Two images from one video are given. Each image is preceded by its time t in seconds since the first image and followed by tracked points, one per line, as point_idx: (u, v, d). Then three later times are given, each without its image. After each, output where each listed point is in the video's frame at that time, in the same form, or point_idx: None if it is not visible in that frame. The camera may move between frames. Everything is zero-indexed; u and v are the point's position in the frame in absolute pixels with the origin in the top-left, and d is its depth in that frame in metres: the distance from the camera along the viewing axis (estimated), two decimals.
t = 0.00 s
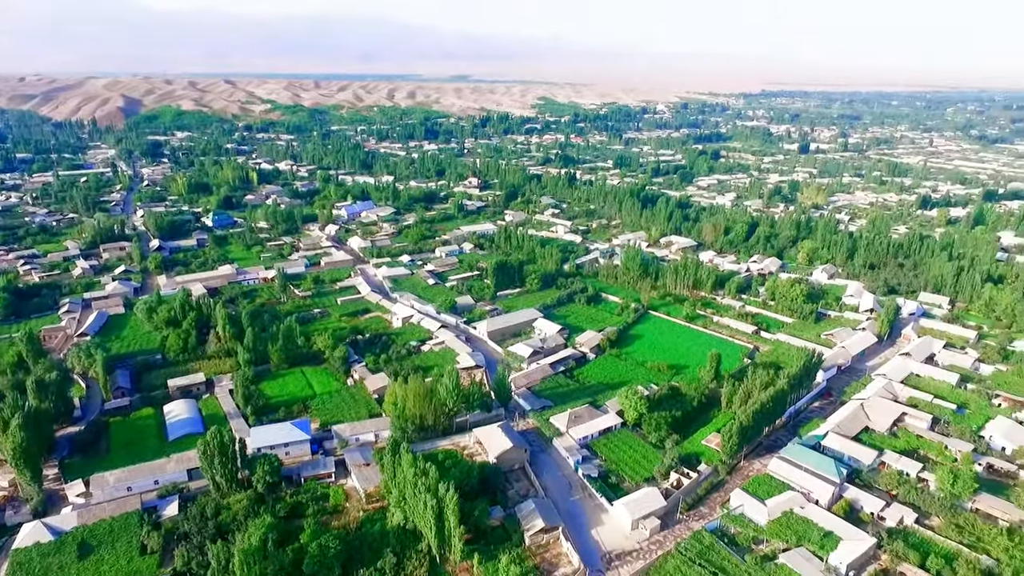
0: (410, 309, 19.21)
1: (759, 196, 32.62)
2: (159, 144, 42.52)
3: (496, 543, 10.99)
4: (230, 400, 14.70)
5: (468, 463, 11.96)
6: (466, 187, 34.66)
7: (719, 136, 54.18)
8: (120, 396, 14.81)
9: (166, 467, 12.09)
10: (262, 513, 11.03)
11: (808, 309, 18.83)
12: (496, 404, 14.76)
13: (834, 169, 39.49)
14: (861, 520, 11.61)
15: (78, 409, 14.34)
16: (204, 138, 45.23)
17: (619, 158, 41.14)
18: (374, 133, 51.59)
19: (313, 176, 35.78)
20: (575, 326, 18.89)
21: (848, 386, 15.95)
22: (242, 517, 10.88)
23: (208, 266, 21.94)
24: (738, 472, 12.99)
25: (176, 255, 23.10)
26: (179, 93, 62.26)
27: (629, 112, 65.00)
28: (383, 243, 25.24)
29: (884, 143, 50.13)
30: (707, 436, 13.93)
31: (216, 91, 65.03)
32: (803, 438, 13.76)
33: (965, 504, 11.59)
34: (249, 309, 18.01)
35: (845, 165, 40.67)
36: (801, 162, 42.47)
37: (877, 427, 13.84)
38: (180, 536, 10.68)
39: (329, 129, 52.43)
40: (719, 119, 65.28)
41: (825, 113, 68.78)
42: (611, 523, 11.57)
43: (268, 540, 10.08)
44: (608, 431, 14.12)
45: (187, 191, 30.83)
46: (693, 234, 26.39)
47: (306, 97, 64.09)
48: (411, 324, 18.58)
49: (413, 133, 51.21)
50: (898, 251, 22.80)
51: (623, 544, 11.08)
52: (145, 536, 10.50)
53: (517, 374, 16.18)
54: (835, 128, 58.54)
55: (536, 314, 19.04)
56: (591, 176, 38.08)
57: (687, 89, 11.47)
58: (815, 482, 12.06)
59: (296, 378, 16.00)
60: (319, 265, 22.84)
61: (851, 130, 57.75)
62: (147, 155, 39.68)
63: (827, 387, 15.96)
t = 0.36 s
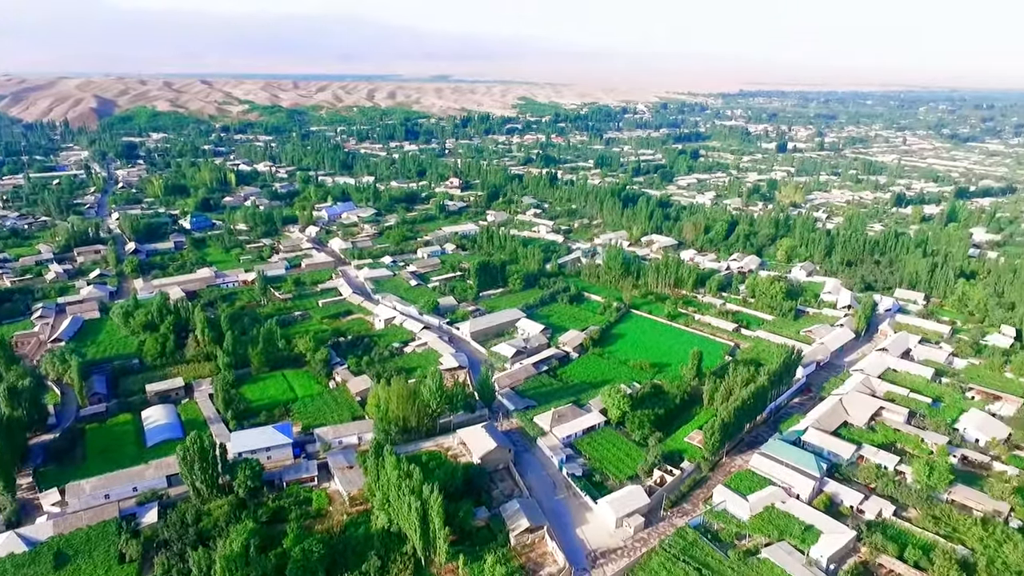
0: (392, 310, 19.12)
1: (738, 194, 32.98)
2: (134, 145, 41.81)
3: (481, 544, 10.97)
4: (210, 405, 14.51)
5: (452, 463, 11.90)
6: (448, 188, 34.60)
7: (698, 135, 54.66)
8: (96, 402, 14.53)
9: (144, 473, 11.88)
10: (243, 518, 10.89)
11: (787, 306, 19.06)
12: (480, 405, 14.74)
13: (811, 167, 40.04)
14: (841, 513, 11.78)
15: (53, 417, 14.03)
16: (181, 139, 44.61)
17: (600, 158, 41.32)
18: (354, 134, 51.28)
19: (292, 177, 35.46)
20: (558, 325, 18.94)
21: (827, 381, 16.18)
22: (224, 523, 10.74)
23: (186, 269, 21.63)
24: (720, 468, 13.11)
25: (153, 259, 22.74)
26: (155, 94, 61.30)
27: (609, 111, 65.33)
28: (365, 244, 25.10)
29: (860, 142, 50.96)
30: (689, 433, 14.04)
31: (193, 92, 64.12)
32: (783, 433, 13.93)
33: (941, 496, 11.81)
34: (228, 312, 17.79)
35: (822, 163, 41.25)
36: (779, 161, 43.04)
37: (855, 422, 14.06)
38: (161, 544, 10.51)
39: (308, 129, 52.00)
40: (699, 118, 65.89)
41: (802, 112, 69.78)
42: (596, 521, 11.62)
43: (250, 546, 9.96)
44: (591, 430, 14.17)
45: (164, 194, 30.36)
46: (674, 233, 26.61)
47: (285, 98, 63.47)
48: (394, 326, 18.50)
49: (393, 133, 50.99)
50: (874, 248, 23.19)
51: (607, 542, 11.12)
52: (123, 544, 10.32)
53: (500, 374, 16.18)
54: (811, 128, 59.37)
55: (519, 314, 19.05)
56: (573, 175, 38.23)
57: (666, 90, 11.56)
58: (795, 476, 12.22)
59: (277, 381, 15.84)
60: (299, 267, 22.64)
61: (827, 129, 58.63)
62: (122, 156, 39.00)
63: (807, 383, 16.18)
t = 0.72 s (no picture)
0: (375, 311, 19.02)
1: (718, 193, 33.30)
2: (109, 146, 41.08)
3: (466, 545, 10.94)
4: (190, 409, 14.31)
5: (437, 464, 11.85)
6: (429, 188, 34.51)
7: (678, 134, 55.09)
8: (72, 408, 14.24)
9: (123, 480, 11.68)
10: (225, 524, 10.74)
11: (767, 304, 19.29)
12: (464, 405, 14.70)
13: (790, 166, 40.56)
14: (821, 507, 11.94)
15: (27, 423, 13.73)
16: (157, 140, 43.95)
17: (582, 157, 41.45)
18: (334, 134, 50.91)
19: (272, 178, 35.10)
20: (542, 325, 18.96)
21: (807, 377, 16.40)
22: (205, 528, 10.60)
23: (164, 272, 21.32)
24: (703, 465, 13.22)
25: (130, 261, 22.37)
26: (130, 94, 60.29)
27: (590, 111, 65.60)
28: (347, 245, 24.93)
29: (836, 141, 51.74)
30: (672, 430, 14.14)
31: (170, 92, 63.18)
32: (765, 429, 14.08)
33: (918, 488, 12.03)
34: (208, 315, 17.56)
35: (800, 162, 41.80)
36: (758, 160, 43.53)
37: (835, 416, 14.26)
38: (140, 551, 10.34)
39: (287, 130, 51.52)
40: (679, 118, 66.42)
41: (780, 111, 70.70)
42: (581, 519, 11.65)
43: (233, 551, 9.83)
44: (575, 429, 14.20)
45: (140, 195, 29.88)
46: (655, 232, 26.81)
47: (264, 98, 62.79)
48: (376, 327, 18.39)
49: (374, 134, 50.74)
50: (851, 245, 23.54)
51: (592, 540, 11.16)
52: (101, 552, 10.14)
53: (484, 374, 16.16)
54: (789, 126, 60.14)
55: (502, 314, 19.05)
56: (554, 175, 38.31)
57: (646, 91, 11.65)
58: (776, 471, 12.36)
59: (258, 384, 15.67)
60: (280, 268, 22.42)
61: (805, 128, 59.47)
62: (96, 158, 38.30)
63: (787, 379, 16.38)
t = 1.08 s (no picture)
0: (358, 313, 18.90)
1: (699, 192, 33.59)
2: (84, 147, 40.33)
3: (452, 546, 10.91)
4: (170, 414, 14.11)
5: (422, 466, 11.80)
6: (412, 188, 34.40)
7: (659, 134, 55.46)
8: (49, 414, 13.96)
9: (102, 487, 11.47)
10: (208, 529, 10.60)
11: (749, 301, 19.49)
12: (449, 406, 14.66)
13: (770, 165, 41.03)
14: (803, 501, 12.09)
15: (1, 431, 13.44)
16: (134, 141, 43.27)
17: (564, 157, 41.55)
18: (315, 134, 50.54)
19: (252, 179, 34.75)
20: (526, 325, 18.98)
21: (788, 373, 16.61)
22: (187, 534, 10.44)
23: (143, 275, 21.00)
24: (687, 462, 13.32)
25: (106, 265, 22.00)
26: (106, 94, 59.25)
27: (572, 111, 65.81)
28: (328, 246, 24.74)
29: (815, 140, 52.43)
30: (657, 428, 14.22)
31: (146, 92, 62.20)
32: (747, 425, 14.22)
33: (897, 481, 12.23)
34: (188, 318, 17.33)
35: (779, 161, 42.28)
36: (738, 159, 43.99)
37: (816, 412, 14.45)
38: (120, 559, 10.17)
39: (266, 130, 51.03)
40: (660, 117, 66.87)
41: (760, 111, 71.53)
42: (566, 518, 11.67)
43: (216, 557, 9.71)
44: (560, 428, 14.23)
45: (117, 198, 29.42)
46: (638, 231, 26.99)
47: (244, 98, 62.07)
48: (359, 329, 18.30)
49: (355, 134, 50.47)
50: (830, 243, 23.86)
51: (578, 538, 11.19)
52: (79, 560, 9.96)
53: (469, 374, 16.13)
54: (769, 126, 60.83)
55: (486, 314, 19.04)
56: (537, 175, 38.38)
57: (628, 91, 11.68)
58: (759, 467, 12.49)
59: (240, 388, 15.50)
60: (261, 270, 22.20)
61: (784, 128, 60.18)
62: (71, 159, 37.59)
63: (769, 375, 16.57)
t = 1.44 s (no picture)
0: (341, 314, 18.77)
1: (681, 191, 33.84)
2: (59, 149, 39.56)
3: (438, 547, 10.87)
4: (150, 419, 13.91)
5: (407, 467, 11.75)
6: (394, 188, 34.27)
7: (641, 133, 55.81)
8: (24, 421, 13.67)
9: (80, 494, 11.27)
10: (190, 535, 10.45)
11: (731, 299, 19.67)
12: (433, 407, 14.61)
13: (750, 164, 41.47)
14: (786, 497, 12.22)
15: None
16: (110, 142, 42.54)
17: (547, 157, 41.61)
18: (296, 135, 50.17)
19: (232, 180, 34.36)
20: (510, 325, 18.98)
21: (769, 370, 16.79)
22: (169, 540, 10.29)
23: (121, 278, 20.68)
24: (672, 459, 13.41)
25: (83, 268, 21.62)
26: (81, 94, 58.17)
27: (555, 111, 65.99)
28: (310, 248, 24.54)
29: (794, 139, 53.07)
30: (641, 426, 14.29)
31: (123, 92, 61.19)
32: (731, 422, 14.35)
33: (877, 475, 12.43)
34: (167, 322, 17.07)
35: (760, 160, 42.73)
36: (719, 158, 44.41)
37: (797, 409, 14.61)
38: (100, 567, 9.99)
39: (246, 131, 50.54)
40: (642, 117, 67.26)
41: (740, 110, 72.29)
42: (552, 517, 11.69)
43: (198, 563, 9.58)
44: (545, 428, 14.25)
45: (93, 200, 28.93)
46: (621, 230, 27.15)
47: (223, 98, 61.31)
48: (343, 330, 18.17)
49: (337, 135, 50.21)
50: (810, 241, 24.16)
51: (564, 537, 11.21)
52: (57, 569, 9.77)
53: (453, 375, 16.09)
54: (749, 125, 61.47)
55: (470, 314, 19.01)
56: (520, 174, 38.41)
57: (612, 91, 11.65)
58: (742, 463, 12.61)
59: (221, 391, 15.31)
60: (242, 272, 21.96)
61: (764, 127, 60.83)
62: (45, 161, 36.86)
63: (751, 372, 16.74)
